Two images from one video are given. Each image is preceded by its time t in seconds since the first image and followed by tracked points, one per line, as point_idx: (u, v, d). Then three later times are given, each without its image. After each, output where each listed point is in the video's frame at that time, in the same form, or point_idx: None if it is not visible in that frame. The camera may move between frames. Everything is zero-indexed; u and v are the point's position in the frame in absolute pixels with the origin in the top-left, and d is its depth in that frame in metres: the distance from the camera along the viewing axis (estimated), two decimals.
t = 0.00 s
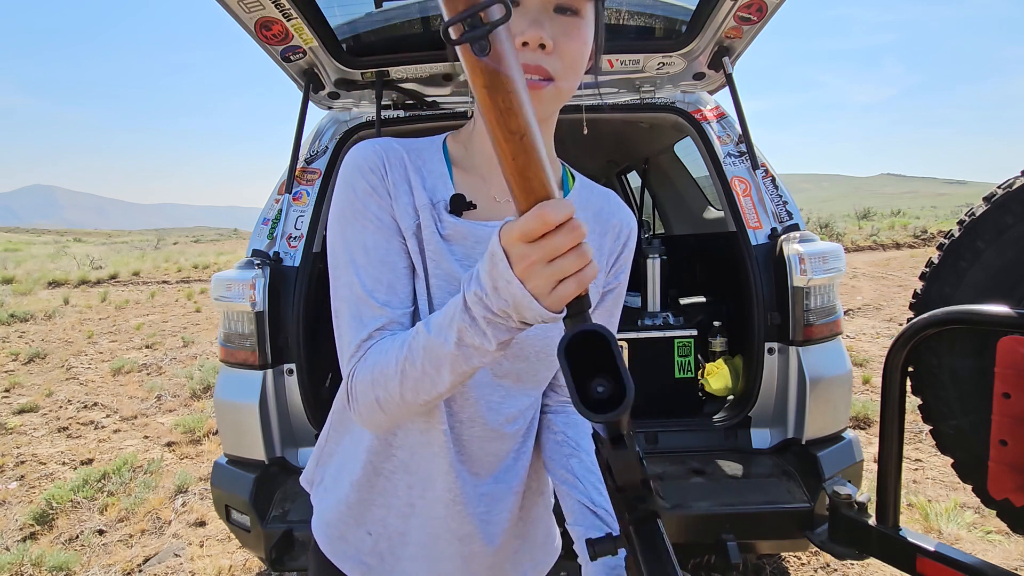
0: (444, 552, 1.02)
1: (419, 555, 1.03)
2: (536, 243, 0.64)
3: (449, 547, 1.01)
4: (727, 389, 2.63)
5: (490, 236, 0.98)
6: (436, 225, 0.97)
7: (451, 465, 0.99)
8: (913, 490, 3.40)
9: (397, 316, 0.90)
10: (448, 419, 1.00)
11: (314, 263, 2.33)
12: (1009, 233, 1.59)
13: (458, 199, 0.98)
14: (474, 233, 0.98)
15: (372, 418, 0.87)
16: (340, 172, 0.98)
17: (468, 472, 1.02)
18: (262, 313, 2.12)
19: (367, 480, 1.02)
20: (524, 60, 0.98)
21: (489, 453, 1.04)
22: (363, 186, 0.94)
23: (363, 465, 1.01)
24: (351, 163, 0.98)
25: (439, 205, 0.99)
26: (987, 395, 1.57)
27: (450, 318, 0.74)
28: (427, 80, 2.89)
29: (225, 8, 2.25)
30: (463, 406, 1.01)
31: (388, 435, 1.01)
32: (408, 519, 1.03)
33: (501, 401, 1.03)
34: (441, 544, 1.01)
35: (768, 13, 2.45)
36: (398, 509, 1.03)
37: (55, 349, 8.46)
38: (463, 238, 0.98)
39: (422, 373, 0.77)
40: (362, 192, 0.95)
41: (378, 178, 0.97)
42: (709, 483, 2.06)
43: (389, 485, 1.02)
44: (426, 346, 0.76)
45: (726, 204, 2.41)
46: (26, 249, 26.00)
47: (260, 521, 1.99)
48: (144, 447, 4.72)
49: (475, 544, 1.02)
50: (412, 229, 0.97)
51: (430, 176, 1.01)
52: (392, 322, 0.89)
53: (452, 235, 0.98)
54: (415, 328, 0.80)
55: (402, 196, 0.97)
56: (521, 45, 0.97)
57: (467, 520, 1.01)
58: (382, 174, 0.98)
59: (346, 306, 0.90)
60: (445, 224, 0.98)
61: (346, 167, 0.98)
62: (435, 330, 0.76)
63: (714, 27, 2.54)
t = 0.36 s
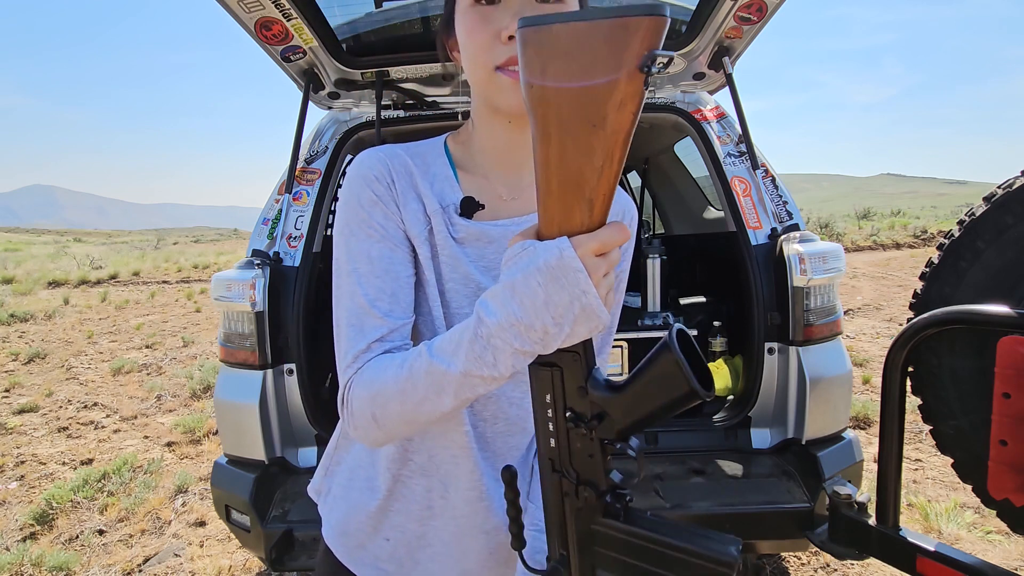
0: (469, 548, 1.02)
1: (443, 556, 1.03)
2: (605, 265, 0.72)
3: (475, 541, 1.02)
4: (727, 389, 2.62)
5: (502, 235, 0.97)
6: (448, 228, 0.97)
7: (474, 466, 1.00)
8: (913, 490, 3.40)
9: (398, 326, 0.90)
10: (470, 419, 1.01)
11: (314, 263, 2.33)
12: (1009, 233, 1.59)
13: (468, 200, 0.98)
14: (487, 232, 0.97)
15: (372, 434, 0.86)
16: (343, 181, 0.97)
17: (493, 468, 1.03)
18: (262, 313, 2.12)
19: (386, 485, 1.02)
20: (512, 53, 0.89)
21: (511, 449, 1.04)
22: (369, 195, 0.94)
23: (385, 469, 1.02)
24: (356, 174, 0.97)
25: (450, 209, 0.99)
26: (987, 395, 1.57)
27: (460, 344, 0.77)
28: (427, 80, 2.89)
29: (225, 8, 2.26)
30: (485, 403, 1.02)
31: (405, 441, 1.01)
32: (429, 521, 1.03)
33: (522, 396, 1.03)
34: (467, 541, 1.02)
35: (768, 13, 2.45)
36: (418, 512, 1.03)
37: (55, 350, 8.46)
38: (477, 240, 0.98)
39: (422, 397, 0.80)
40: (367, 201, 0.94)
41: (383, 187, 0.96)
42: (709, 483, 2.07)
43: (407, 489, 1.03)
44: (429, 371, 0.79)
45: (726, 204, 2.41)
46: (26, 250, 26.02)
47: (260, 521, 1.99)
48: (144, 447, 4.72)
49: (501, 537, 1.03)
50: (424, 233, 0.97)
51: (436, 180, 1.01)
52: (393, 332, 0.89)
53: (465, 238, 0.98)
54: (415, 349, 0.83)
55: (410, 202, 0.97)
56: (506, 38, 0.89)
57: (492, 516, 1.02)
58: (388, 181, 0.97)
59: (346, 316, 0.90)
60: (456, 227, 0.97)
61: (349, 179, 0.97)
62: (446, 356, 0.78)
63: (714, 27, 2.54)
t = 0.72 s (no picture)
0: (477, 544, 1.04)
1: (452, 552, 1.04)
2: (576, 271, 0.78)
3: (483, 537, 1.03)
4: (727, 389, 2.62)
5: (493, 234, 0.97)
6: (438, 231, 0.97)
7: (476, 464, 1.01)
8: (913, 490, 3.40)
9: (381, 335, 0.90)
10: (471, 418, 1.02)
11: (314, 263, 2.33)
12: (1009, 233, 1.59)
13: (458, 201, 0.97)
14: (479, 232, 0.97)
15: (358, 443, 0.86)
16: (331, 193, 0.98)
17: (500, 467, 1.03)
18: (262, 313, 2.12)
19: (392, 485, 1.03)
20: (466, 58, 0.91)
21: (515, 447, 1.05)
22: (355, 204, 0.94)
23: (391, 469, 1.02)
24: (344, 184, 0.97)
25: (439, 211, 0.98)
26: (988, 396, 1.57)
27: (445, 351, 0.78)
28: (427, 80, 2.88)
29: (225, 8, 2.25)
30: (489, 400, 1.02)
31: (411, 440, 1.03)
32: (435, 518, 1.04)
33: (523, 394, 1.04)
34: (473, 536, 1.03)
35: (769, 13, 2.44)
36: (425, 511, 1.04)
37: (55, 350, 8.45)
38: (468, 241, 0.98)
39: (406, 406, 0.80)
40: (353, 210, 0.94)
41: (371, 194, 0.96)
42: (709, 482, 2.07)
43: (413, 489, 1.04)
44: (413, 380, 0.79)
45: (726, 204, 2.41)
46: (26, 249, 26.03)
47: (261, 521, 1.99)
48: (144, 447, 4.72)
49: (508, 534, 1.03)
50: (413, 239, 0.97)
51: (427, 183, 1.01)
52: (375, 341, 0.89)
53: (457, 239, 0.98)
54: (399, 359, 0.83)
55: (399, 209, 0.97)
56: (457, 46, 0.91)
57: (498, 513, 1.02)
58: (376, 189, 0.97)
59: (330, 325, 0.91)
60: (447, 229, 0.97)
61: (337, 189, 0.98)
62: (430, 365, 0.79)
63: (715, 27, 2.54)
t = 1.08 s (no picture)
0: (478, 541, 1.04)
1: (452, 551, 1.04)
2: (559, 270, 0.78)
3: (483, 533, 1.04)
4: (727, 389, 2.62)
5: (483, 233, 0.97)
6: (428, 231, 0.97)
7: (474, 461, 1.01)
8: (913, 490, 3.40)
9: (374, 335, 0.90)
10: (466, 417, 1.02)
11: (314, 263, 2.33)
12: (1009, 233, 1.58)
13: (447, 199, 0.97)
14: (469, 231, 0.97)
15: (351, 443, 0.86)
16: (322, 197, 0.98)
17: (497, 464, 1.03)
18: (262, 313, 2.12)
19: (392, 486, 1.03)
20: (443, 64, 0.91)
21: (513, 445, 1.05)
22: (345, 207, 0.95)
23: (391, 470, 1.03)
24: (334, 187, 0.98)
25: (429, 211, 0.99)
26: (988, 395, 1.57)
27: (433, 351, 0.78)
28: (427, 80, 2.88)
29: (225, 8, 2.25)
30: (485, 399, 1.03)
31: (411, 440, 1.03)
32: (436, 518, 1.04)
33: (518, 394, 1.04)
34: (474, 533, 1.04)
35: (769, 13, 2.44)
36: (425, 510, 1.04)
37: (55, 350, 8.45)
38: (459, 240, 0.98)
39: (396, 406, 0.80)
40: (343, 213, 0.95)
41: (360, 196, 0.97)
42: (709, 482, 2.07)
43: (414, 489, 1.04)
44: (402, 380, 0.80)
45: (726, 204, 2.41)
46: (26, 249, 26.03)
47: (261, 521, 1.99)
48: (144, 447, 4.72)
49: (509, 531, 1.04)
50: (403, 239, 0.97)
51: (416, 185, 1.01)
52: (367, 342, 0.89)
53: (447, 239, 0.98)
54: (389, 360, 0.83)
55: (388, 210, 0.97)
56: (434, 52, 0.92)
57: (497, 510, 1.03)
58: (365, 192, 0.97)
59: (323, 327, 0.91)
60: (437, 229, 0.98)
61: (327, 194, 0.98)
62: (418, 365, 0.79)
63: (715, 27, 2.54)
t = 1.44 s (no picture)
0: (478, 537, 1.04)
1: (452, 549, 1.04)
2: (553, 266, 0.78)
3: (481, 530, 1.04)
4: (727, 389, 2.62)
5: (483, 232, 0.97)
6: (428, 229, 0.97)
7: (473, 459, 1.01)
8: (913, 490, 3.40)
9: (374, 331, 0.91)
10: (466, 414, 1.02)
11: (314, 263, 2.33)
12: (1009, 233, 1.58)
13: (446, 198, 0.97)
14: (469, 230, 0.97)
15: (350, 434, 0.87)
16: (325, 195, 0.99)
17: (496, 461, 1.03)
18: (262, 313, 2.12)
19: (392, 483, 1.03)
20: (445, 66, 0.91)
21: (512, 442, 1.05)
22: (347, 206, 0.95)
23: (390, 468, 1.03)
24: (337, 186, 0.98)
25: (429, 210, 0.99)
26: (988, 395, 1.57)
27: (426, 342, 0.78)
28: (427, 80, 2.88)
29: (225, 8, 2.25)
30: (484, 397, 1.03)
31: (411, 438, 1.03)
32: (435, 516, 1.04)
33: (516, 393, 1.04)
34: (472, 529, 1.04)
35: (769, 13, 2.44)
36: (425, 508, 1.04)
37: (55, 349, 8.45)
38: (458, 239, 0.98)
39: (392, 397, 0.81)
40: (345, 211, 0.95)
41: (361, 195, 0.97)
42: (709, 482, 2.07)
43: (414, 486, 1.04)
44: (397, 372, 0.80)
45: (726, 204, 2.41)
46: (26, 249, 26.06)
47: (261, 521, 1.99)
48: (144, 447, 4.72)
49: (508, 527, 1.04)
50: (403, 238, 0.97)
51: (417, 183, 1.01)
52: (367, 337, 0.90)
53: (447, 237, 0.98)
54: (386, 351, 0.83)
55: (389, 209, 0.97)
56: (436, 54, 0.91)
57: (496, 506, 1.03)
58: (366, 190, 0.98)
59: (324, 323, 0.91)
60: (437, 228, 0.98)
61: (330, 192, 0.99)
62: (412, 356, 0.79)
63: (715, 27, 2.54)
